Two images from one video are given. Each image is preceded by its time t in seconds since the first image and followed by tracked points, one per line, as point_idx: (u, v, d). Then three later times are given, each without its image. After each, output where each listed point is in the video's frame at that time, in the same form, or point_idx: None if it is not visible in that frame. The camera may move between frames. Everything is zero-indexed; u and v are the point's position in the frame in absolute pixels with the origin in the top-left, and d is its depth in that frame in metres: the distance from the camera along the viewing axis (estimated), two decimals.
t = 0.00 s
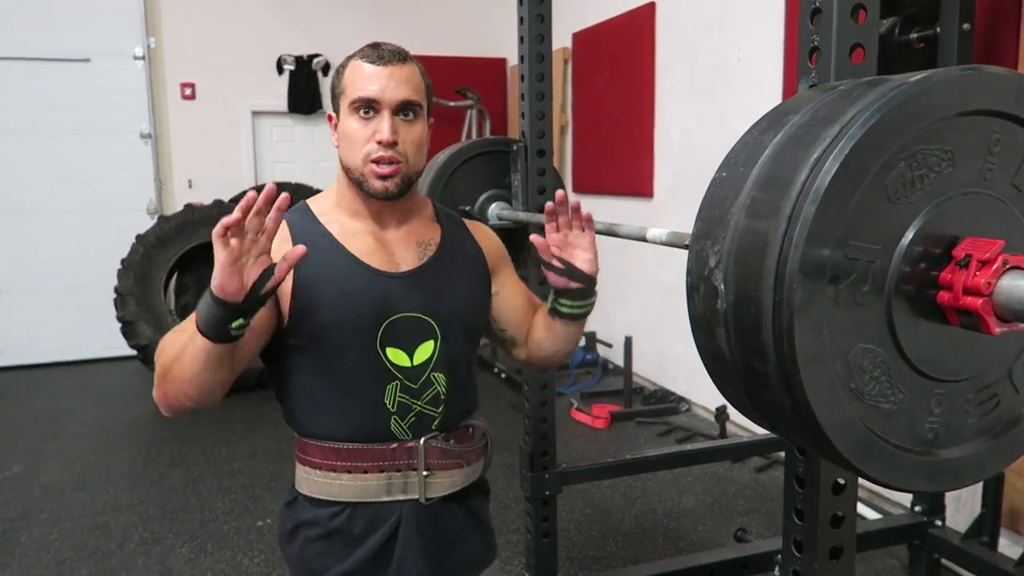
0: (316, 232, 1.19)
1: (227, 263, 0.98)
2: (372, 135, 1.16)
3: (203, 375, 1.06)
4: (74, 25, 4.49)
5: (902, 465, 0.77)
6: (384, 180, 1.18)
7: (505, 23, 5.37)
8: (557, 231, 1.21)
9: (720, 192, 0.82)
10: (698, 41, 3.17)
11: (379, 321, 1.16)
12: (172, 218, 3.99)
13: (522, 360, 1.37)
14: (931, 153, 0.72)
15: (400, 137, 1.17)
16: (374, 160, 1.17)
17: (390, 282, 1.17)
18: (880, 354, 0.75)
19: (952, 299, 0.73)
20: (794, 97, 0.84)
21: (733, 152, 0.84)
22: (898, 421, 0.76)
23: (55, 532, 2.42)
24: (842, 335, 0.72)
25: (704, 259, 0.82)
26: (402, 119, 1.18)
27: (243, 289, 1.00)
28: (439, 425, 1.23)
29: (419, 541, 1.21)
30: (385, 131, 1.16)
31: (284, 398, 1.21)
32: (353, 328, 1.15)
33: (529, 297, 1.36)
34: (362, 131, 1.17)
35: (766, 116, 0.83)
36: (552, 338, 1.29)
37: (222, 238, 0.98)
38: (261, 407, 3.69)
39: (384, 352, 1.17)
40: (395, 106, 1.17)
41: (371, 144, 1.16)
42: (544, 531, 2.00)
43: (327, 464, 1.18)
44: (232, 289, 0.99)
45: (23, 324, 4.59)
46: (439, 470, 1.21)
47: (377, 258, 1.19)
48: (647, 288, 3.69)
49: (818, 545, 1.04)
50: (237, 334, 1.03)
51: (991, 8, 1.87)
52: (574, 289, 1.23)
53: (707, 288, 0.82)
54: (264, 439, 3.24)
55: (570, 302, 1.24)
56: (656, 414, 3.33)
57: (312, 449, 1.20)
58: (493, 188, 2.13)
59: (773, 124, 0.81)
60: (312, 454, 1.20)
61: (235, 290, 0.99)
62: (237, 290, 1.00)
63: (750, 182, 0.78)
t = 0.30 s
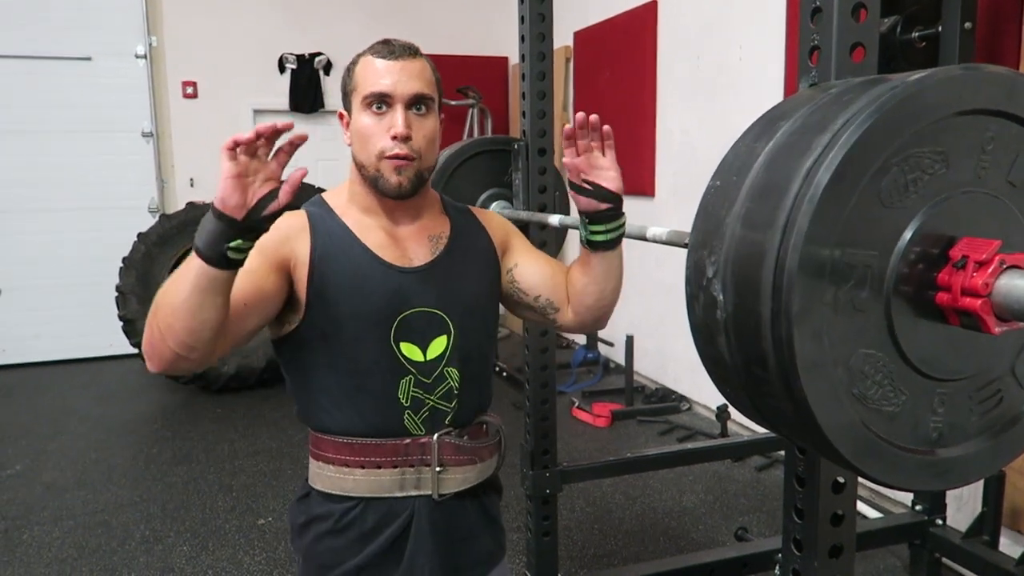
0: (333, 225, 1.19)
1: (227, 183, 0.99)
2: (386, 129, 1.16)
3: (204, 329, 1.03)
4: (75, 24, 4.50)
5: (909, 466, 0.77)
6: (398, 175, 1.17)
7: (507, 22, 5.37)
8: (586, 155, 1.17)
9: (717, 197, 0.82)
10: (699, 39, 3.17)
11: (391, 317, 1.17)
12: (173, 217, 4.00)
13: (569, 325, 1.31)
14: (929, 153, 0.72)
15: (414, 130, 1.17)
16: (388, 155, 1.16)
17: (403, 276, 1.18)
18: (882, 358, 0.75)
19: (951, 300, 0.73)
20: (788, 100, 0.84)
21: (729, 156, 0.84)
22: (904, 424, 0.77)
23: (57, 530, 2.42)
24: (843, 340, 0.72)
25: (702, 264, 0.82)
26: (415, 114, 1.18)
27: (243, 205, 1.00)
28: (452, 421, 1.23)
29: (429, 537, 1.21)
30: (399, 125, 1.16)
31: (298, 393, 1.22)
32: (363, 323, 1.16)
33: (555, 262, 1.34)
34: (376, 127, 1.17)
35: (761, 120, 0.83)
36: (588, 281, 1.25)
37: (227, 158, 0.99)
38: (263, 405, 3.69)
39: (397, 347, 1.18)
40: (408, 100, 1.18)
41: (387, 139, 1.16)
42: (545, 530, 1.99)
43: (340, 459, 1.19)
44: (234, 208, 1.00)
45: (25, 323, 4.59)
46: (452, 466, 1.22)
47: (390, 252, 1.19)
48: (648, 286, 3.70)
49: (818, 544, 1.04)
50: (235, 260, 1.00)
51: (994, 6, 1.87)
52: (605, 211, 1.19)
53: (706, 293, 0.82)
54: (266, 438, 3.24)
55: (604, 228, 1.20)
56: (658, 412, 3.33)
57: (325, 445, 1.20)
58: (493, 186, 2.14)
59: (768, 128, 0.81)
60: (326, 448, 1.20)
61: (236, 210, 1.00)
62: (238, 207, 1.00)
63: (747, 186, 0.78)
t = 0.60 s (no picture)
0: (343, 226, 1.19)
1: (230, 221, 0.95)
2: (393, 124, 1.16)
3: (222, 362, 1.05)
4: (76, 24, 4.50)
5: (913, 469, 0.77)
6: (408, 171, 1.17)
7: (507, 21, 5.37)
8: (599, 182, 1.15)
9: (715, 201, 0.82)
10: (698, 39, 3.17)
11: (400, 316, 1.16)
12: (174, 216, 4.00)
13: (576, 333, 1.31)
14: (926, 153, 0.72)
15: (422, 124, 1.17)
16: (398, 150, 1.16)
17: (408, 275, 1.17)
18: (884, 360, 0.75)
19: (951, 302, 0.73)
20: (784, 100, 0.84)
21: (726, 158, 0.84)
22: (908, 425, 0.77)
23: (58, 529, 2.43)
24: (844, 341, 0.72)
25: (702, 265, 0.82)
26: (421, 109, 1.19)
27: (243, 246, 0.97)
28: (459, 423, 1.23)
29: (434, 537, 1.21)
30: (406, 119, 1.16)
31: (309, 391, 1.22)
32: (368, 322, 1.16)
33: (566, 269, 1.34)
34: (382, 123, 1.17)
35: (758, 121, 0.83)
36: (593, 290, 1.25)
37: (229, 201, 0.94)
38: (264, 404, 3.69)
39: (408, 347, 1.18)
40: (414, 95, 1.18)
41: (394, 134, 1.16)
42: (545, 530, 1.99)
43: (347, 457, 1.19)
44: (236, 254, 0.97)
45: (27, 323, 4.60)
46: (458, 469, 1.21)
47: (401, 250, 1.19)
48: (649, 286, 3.69)
49: (818, 543, 1.04)
50: (241, 294, 1.00)
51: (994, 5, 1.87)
52: (616, 224, 1.18)
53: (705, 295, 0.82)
54: (267, 437, 3.24)
55: (611, 240, 1.20)
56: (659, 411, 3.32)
57: (334, 442, 1.20)
58: (493, 186, 2.14)
59: (765, 129, 0.81)
60: (334, 446, 1.20)
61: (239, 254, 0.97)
62: (239, 246, 0.97)
63: (740, 199, 0.78)
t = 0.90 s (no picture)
0: (319, 228, 1.19)
1: (225, 260, 0.98)
2: (377, 129, 1.17)
3: (226, 400, 1.13)
4: (76, 23, 4.50)
5: (916, 469, 0.77)
6: (392, 174, 1.19)
7: (508, 21, 5.37)
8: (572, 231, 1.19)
9: (712, 198, 0.82)
10: (699, 38, 3.17)
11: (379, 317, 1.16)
12: (173, 216, 4.00)
13: (535, 364, 1.34)
14: (921, 154, 0.72)
15: (406, 128, 1.18)
16: (382, 154, 1.17)
17: (390, 276, 1.17)
18: (887, 367, 0.75)
19: (949, 307, 0.74)
20: (782, 99, 0.84)
21: (723, 158, 0.84)
22: (912, 425, 0.77)
23: (58, 529, 2.43)
24: (845, 352, 0.72)
25: (700, 262, 0.82)
26: (406, 112, 1.19)
27: (237, 284, 1.00)
28: (441, 430, 1.23)
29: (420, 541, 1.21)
30: (391, 125, 1.17)
31: (287, 397, 1.22)
32: (352, 325, 1.15)
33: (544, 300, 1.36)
34: (367, 126, 1.17)
35: (755, 120, 0.83)
36: (562, 329, 1.28)
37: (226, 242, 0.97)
38: (263, 404, 3.69)
39: (385, 347, 1.17)
40: (399, 98, 1.18)
41: (379, 139, 1.17)
42: (545, 529, 1.99)
43: (328, 468, 1.19)
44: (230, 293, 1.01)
45: (27, 322, 4.60)
46: (440, 479, 1.21)
47: (382, 250, 1.20)
48: (649, 285, 3.69)
49: (818, 543, 1.04)
50: (236, 328, 1.04)
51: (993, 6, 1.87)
52: (588, 271, 1.22)
53: (703, 292, 0.82)
54: (267, 437, 3.24)
55: (583, 285, 1.23)
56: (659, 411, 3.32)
57: (313, 452, 1.21)
58: (492, 186, 2.14)
59: (763, 128, 0.81)
60: (314, 456, 1.20)
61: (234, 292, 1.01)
62: (233, 284, 1.00)
63: (728, 222, 0.78)
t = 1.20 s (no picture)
0: (293, 228, 1.19)
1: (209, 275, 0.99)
2: (359, 126, 1.18)
3: (199, 412, 1.15)
4: (75, 22, 4.49)
5: (931, 471, 0.79)
6: (372, 172, 1.19)
7: (507, 21, 5.37)
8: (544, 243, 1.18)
9: (709, 197, 0.82)
10: (698, 38, 3.17)
11: (354, 320, 1.16)
12: (172, 216, 4.00)
13: (513, 368, 1.36)
14: (902, 162, 0.72)
15: (387, 126, 1.19)
16: (362, 152, 1.18)
17: (368, 278, 1.17)
18: (892, 377, 0.76)
19: (946, 313, 0.74)
20: (780, 98, 0.84)
21: (720, 157, 0.84)
22: (909, 423, 0.77)
23: (55, 528, 2.43)
24: (847, 371, 0.73)
25: (695, 293, 0.83)
26: (387, 111, 1.20)
27: (220, 300, 1.01)
28: (422, 437, 1.22)
29: (402, 546, 1.20)
30: (372, 123, 1.18)
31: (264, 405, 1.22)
32: (330, 328, 1.15)
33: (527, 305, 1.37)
34: (347, 123, 1.18)
35: (752, 120, 0.83)
36: (537, 339, 1.29)
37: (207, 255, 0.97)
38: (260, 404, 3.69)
39: (362, 351, 1.17)
40: (379, 96, 1.19)
41: (360, 137, 1.17)
42: (543, 528, 1.99)
43: (306, 476, 1.19)
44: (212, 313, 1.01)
45: (25, 322, 4.59)
46: (422, 486, 1.20)
47: (358, 251, 1.20)
48: (647, 285, 3.69)
49: (815, 541, 1.04)
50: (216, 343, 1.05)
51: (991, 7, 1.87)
52: (561, 283, 1.21)
53: (699, 290, 0.82)
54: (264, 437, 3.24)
55: (556, 296, 1.23)
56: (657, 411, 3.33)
57: (290, 460, 1.20)
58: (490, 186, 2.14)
59: (760, 127, 0.81)
60: (293, 465, 1.20)
61: (215, 310, 1.01)
62: (216, 300, 1.01)
63: (717, 252, 0.78)
